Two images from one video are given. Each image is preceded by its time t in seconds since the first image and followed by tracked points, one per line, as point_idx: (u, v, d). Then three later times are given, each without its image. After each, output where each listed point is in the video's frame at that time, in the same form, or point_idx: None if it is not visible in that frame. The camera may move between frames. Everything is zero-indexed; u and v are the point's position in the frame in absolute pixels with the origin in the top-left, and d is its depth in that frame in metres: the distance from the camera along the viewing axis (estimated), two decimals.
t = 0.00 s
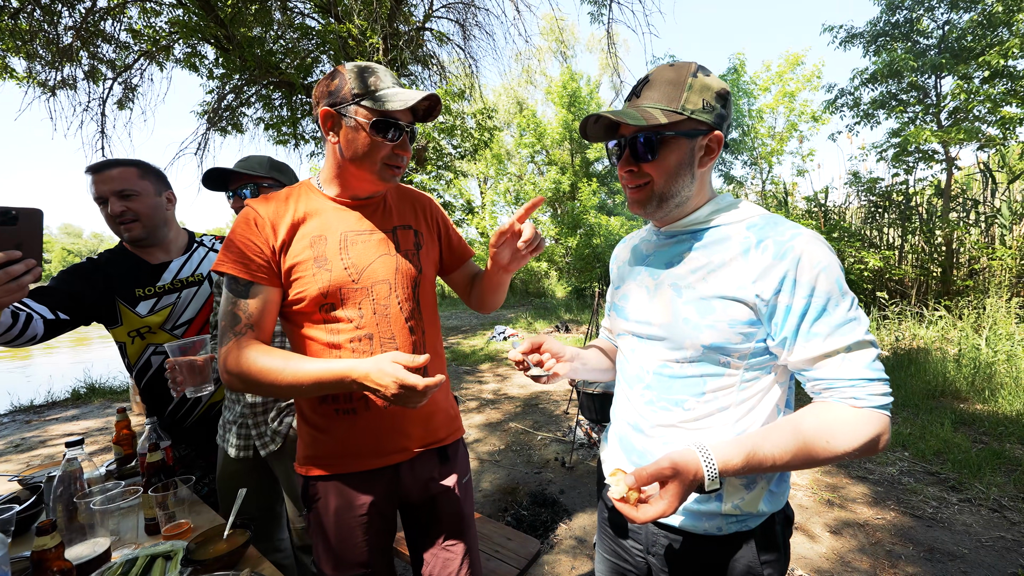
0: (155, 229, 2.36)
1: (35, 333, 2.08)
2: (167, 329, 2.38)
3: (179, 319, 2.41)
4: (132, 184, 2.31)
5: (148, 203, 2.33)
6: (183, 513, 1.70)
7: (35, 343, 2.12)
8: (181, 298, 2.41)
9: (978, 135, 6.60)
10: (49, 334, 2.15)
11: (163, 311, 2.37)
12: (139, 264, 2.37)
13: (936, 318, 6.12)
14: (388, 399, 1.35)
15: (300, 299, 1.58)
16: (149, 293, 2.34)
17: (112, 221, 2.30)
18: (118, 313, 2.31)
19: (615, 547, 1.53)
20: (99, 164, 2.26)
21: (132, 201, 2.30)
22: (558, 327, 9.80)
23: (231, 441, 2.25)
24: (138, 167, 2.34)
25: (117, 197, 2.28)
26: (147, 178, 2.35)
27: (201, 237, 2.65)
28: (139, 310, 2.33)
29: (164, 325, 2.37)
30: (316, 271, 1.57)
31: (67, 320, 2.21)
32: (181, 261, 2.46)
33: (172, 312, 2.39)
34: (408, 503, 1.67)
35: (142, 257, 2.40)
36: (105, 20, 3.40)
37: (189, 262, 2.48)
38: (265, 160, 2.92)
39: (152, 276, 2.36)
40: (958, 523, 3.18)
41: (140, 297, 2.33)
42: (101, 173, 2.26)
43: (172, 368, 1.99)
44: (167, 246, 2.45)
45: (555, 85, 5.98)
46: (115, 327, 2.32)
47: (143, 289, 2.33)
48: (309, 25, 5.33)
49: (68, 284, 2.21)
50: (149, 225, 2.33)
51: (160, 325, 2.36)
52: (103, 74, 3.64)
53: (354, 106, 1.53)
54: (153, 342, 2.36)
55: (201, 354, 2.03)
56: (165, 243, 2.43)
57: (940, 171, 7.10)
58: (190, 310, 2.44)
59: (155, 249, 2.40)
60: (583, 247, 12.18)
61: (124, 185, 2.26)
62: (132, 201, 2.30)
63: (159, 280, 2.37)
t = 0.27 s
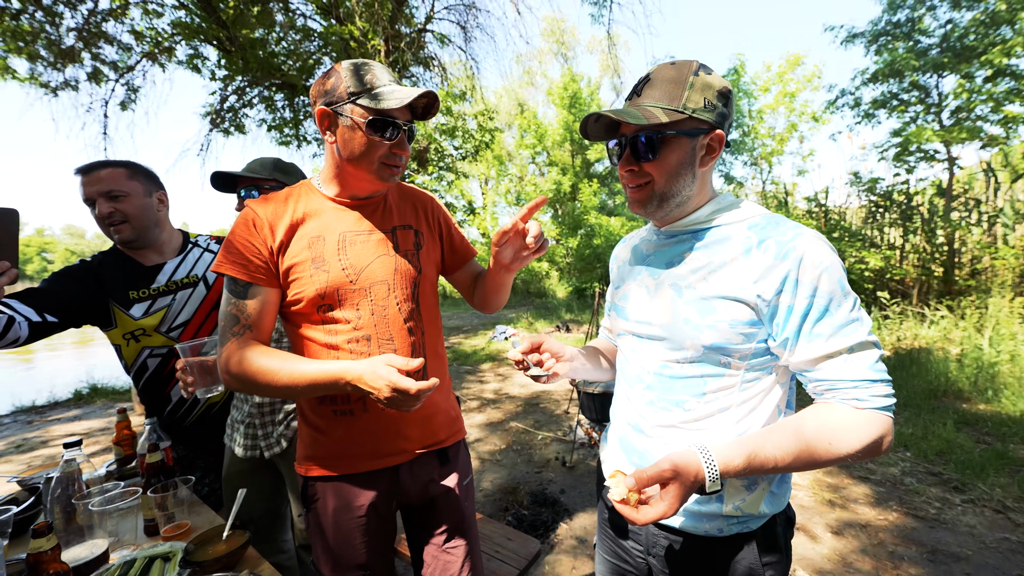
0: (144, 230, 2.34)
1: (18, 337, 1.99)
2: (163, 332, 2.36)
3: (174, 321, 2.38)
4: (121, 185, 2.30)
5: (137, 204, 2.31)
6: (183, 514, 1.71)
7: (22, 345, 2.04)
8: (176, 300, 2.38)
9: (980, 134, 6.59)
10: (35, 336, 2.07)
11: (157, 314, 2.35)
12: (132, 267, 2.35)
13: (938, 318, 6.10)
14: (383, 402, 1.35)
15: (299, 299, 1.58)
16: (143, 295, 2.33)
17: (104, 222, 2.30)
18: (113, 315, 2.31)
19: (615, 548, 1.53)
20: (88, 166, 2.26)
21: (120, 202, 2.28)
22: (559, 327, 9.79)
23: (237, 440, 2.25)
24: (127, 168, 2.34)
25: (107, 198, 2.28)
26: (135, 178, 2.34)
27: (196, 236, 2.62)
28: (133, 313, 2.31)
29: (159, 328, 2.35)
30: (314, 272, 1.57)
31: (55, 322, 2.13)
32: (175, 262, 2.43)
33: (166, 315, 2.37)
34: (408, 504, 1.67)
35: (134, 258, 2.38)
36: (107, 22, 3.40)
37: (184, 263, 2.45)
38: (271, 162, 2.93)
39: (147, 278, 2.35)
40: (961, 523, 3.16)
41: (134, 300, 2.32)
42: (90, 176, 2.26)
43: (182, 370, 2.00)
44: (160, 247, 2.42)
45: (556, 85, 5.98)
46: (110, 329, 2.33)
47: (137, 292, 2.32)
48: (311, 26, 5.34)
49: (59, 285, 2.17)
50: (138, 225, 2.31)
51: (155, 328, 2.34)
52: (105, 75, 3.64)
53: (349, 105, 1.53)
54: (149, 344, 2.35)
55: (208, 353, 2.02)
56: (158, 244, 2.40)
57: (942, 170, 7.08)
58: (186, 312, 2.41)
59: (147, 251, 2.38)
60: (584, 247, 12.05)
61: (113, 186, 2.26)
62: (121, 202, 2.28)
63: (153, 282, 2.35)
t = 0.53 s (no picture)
0: (125, 230, 2.29)
1: None
2: (149, 333, 2.34)
3: (161, 322, 2.36)
4: (99, 184, 2.25)
5: (117, 202, 2.26)
6: (175, 516, 1.67)
7: None
8: (162, 300, 2.36)
9: (976, 134, 6.61)
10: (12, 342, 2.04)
11: (143, 315, 2.32)
12: (115, 268, 2.31)
13: (934, 318, 6.12)
14: (377, 403, 1.33)
15: (293, 300, 1.56)
16: (127, 296, 2.30)
17: (84, 223, 2.26)
18: (96, 317, 2.28)
19: (612, 550, 1.52)
20: (66, 165, 2.21)
21: (99, 201, 2.24)
22: (556, 326, 9.78)
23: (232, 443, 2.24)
24: (105, 166, 2.29)
25: (85, 197, 2.23)
26: (113, 176, 2.28)
27: (182, 235, 2.59)
28: (117, 314, 2.28)
29: (145, 329, 2.33)
30: (308, 272, 1.55)
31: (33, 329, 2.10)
32: (160, 261, 2.40)
33: (152, 315, 2.34)
34: (403, 506, 1.66)
35: (118, 259, 2.34)
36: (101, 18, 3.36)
37: (168, 262, 2.42)
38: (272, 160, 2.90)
39: (131, 277, 2.31)
40: (956, 522, 3.18)
41: (118, 301, 2.29)
42: (68, 175, 2.22)
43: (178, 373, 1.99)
44: (143, 247, 2.38)
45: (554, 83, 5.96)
46: (94, 332, 2.30)
47: (121, 293, 2.29)
48: (307, 23, 5.30)
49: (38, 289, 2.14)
50: (119, 225, 2.26)
51: (141, 329, 2.32)
52: (98, 72, 3.60)
53: (346, 104, 1.51)
54: (136, 346, 2.33)
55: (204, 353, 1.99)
56: (141, 243, 2.36)
57: (938, 170, 7.10)
58: (172, 313, 2.38)
59: (131, 250, 2.34)
60: (581, 246, 12.03)
61: (90, 185, 2.21)
62: (100, 201, 2.24)
63: (137, 283, 2.32)
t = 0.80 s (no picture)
0: (108, 232, 2.23)
1: None
2: (142, 336, 2.32)
3: (153, 324, 2.34)
4: (77, 186, 2.18)
5: (97, 204, 2.20)
6: (169, 517, 1.65)
7: None
8: (152, 303, 2.33)
9: (972, 135, 6.63)
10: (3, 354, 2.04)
11: (133, 318, 2.29)
12: (101, 272, 2.27)
13: (930, 318, 6.14)
14: (376, 404, 1.32)
15: (288, 300, 1.55)
16: (116, 300, 2.27)
17: (64, 227, 2.20)
18: (87, 323, 2.26)
19: (609, 550, 1.51)
20: (41, 167, 2.14)
21: (78, 204, 2.17)
22: (554, 326, 9.77)
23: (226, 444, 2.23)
24: (83, 167, 2.21)
25: (63, 200, 2.16)
26: (91, 177, 2.21)
27: (167, 234, 2.53)
28: (108, 319, 2.26)
29: (138, 332, 2.31)
30: (304, 272, 1.54)
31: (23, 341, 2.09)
32: (146, 263, 2.35)
33: (144, 318, 2.32)
34: (400, 507, 1.65)
35: (104, 262, 2.29)
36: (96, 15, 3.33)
37: (155, 264, 2.37)
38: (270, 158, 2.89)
39: (119, 281, 2.28)
40: (953, 521, 3.18)
41: (108, 306, 2.26)
42: (44, 177, 2.14)
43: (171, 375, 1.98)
44: (129, 248, 2.33)
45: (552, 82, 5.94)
46: (86, 338, 2.28)
47: (109, 297, 2.26)
48: (305, 21, 5.27)
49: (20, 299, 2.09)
50: (101, 227, 2.21)
51: (133, 332, 2.30)
52: (93, 69, 3.57)
53: (349, 103, 1.50)
54: (129, 350, 2.31)
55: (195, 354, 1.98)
56: (126, 245, 2.31)
57: (934, 171, 7.13)
58: (164, 314, 2.36)
59: (116, 253, 2.29)
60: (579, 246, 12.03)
61: (68, 188, 2.14)
62: (79, 204, 2.17)
63: (125, 286, 2.29)
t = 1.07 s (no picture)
0: (95, 238, 2.19)
1: None
2: (140, 340, 2.31)
3: (151, 328, 2.33)
4: (59, 194, 2.12)
5: (81, 211, 2.15)
6: (165, 519, 1.65)
7: None
8: (148, 308, 2.31)
9: (970, 135, 6.65)
10: None
11: (130, 324, 2.28)
12: (93, 278, 2.25)
13: (928, 318, 6.14)
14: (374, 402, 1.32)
15: (285, 301, 1.54)
16: (112, 306, 2.25)
17: (51, 235, 2.17)
18: (82, 330, 2.23)
19: (607, 552, 1.51)
20: (20, 177, 2.08)
21: (61, 212, 2.12)
22: (552, 326, 9.77)
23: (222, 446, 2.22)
24: (64, 173, 2.16)
25: (45, 209, 2.11)
26: (71, 183, 2.15)
27: (157, 235, 2.51)
28: (105, 326, 2.24)
29: (136, 337, 2.30)
30: (301, 273, 1.53)
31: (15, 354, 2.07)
32: (140, 267, 2.34)
33: (141, 323, 2.31)
34: (397, 509, 1.64)
35: (96, 267, 2.27)
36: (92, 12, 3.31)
37: (148, 267, 2.36)
38: (271, 159, 2.89)
39: (112, 287, 2.26)
40: (950, 521, 3.19)
41: (103, 312, 2.24)
42: (24, 187, 2.09)
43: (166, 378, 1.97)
44: (120, 253, 2.29)
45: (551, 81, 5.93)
46: (83, 345, 2.26)
47: (104, 304, 2.23)
48: (303, 20, 5.25)
49: (13, 311, 2.08)
50: (87, 234, 2.17)
51: (131, 338, 2.28)
52: (91, 68, 3.56)
53: (344, 100, 1.49)
54: (128, 355, 2.30)
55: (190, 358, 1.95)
56: (116, 250, 2.27)
57: (932, 171, 7.15)
58: (161, 318, 2.35)
59: (107, 258, 2.26)
60: (578, 246, 12.03)
61: (48, 196, 2.09)
62: (62, 212, 2.12)
63: (120, 291, 2.27)
